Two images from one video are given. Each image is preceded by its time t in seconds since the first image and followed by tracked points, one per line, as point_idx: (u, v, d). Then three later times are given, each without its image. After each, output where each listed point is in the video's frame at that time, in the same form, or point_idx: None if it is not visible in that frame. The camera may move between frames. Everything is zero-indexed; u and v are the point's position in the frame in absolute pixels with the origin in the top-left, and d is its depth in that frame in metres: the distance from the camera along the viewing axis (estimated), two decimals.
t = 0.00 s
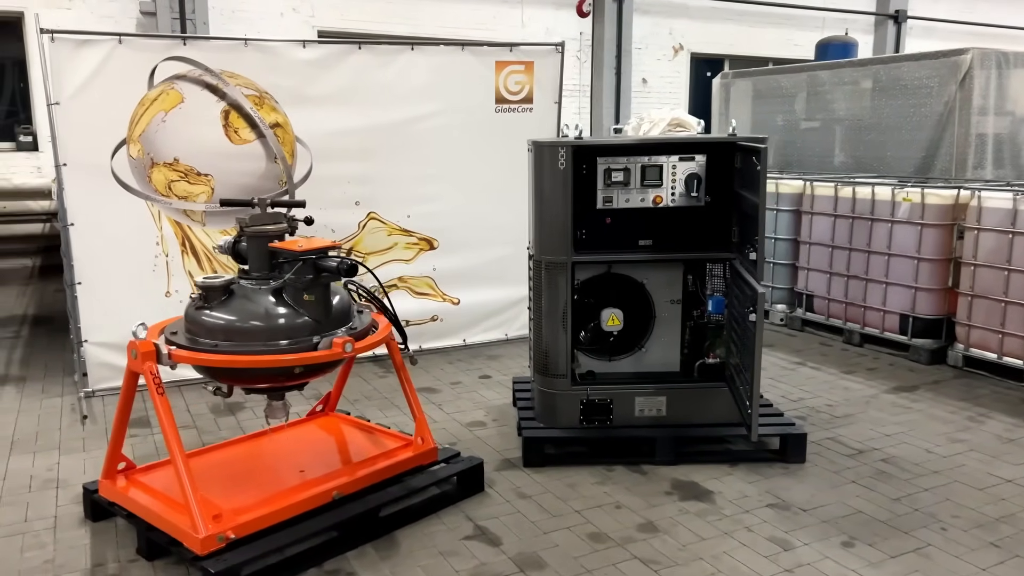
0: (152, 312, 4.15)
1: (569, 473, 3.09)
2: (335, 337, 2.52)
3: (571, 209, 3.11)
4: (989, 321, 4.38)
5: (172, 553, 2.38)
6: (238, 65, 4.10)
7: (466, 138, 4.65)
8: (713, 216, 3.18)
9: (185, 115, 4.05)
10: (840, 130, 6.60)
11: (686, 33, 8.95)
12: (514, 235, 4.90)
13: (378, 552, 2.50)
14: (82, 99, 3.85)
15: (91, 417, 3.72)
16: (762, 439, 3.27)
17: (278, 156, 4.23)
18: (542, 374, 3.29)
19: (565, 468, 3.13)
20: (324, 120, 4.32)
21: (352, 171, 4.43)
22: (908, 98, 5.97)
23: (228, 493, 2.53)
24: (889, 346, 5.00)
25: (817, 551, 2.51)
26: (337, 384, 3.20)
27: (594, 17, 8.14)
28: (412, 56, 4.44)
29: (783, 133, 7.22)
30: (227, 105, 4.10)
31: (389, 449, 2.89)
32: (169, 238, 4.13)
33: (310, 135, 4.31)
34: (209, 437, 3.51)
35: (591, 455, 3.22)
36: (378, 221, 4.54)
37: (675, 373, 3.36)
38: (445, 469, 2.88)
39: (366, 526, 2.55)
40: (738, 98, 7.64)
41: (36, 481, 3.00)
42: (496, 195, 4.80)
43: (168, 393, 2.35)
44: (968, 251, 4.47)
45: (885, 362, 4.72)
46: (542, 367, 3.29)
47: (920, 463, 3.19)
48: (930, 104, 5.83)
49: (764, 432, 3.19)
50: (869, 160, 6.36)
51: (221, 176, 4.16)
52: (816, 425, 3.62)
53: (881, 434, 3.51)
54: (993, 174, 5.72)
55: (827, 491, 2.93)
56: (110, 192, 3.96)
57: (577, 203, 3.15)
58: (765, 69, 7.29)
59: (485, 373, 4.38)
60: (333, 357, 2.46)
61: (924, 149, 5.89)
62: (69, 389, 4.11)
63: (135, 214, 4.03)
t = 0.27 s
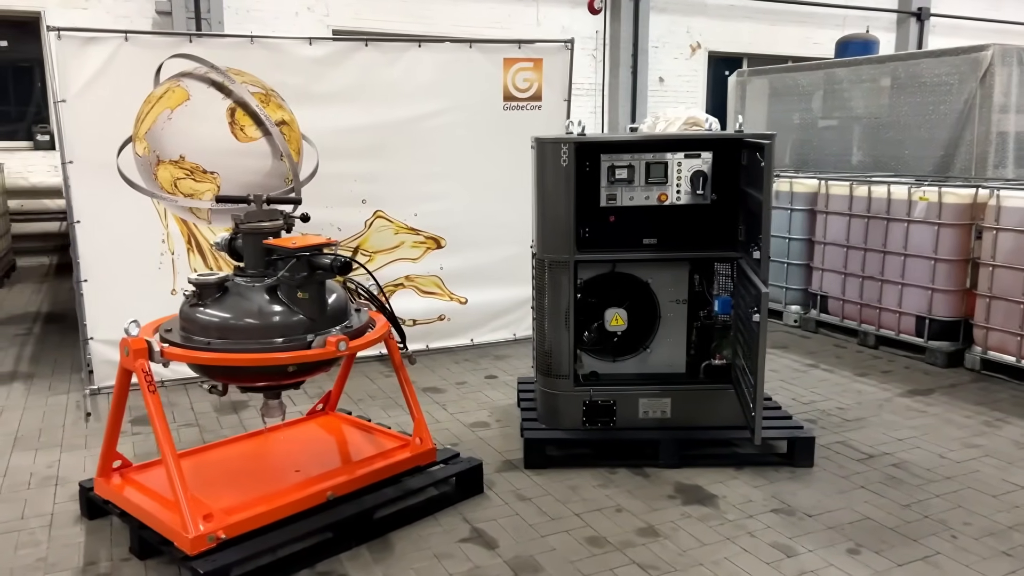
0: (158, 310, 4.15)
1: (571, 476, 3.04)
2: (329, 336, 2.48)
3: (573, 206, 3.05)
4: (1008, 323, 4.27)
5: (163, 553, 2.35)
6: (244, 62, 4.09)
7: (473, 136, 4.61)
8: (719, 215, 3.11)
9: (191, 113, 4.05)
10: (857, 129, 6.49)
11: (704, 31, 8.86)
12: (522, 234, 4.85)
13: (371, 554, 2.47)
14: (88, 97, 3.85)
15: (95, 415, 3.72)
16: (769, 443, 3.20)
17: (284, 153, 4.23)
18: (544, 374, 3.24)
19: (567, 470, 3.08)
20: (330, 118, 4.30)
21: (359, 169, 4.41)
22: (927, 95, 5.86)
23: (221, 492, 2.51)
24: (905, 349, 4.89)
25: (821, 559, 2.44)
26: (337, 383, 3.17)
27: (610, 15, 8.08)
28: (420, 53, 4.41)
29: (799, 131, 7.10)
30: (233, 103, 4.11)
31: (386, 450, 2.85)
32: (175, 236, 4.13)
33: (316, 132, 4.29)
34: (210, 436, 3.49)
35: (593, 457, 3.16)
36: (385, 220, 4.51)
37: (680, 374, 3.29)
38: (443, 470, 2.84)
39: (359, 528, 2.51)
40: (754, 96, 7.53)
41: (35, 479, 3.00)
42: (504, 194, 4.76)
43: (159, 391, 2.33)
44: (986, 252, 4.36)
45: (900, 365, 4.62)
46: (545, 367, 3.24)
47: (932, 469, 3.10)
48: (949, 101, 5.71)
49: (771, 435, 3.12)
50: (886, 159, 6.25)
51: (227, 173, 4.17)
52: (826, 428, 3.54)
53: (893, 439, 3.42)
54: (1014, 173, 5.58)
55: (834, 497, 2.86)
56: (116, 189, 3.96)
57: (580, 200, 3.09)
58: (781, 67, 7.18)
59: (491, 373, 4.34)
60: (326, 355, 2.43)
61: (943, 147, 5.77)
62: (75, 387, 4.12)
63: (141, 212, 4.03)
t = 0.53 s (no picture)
0: (165, 307, 4.17)
1: (572, 478, 3.00)
2: (324, 335, 2.46)
3: (576, 205, 3.01)
4: None
5: (157, 551, 2.35)
6: (252, 61, 4.10)
7: (482, 134, 4.58)
8: (724, 213, 3.06)
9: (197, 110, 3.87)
10: (876, 128, 6.38)
11: (723, 30, 8.78)
12: (531, 233, 4.81)
13: (366, 554, 2.44)
14: (97, 95, 3.89)
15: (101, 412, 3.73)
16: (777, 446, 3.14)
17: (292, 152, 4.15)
18: (547, 375, 3.20)
19: (568, 472, 3.04)
20: (336, 117, 4.29)
21: (366, 167, 4.39)
22: (947, 93, 5.75)
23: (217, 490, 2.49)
24: (921, 351, 4.80)
25: (823, 565, 2.38)
26: (339, 382, 3.15)
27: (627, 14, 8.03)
28: (428, 51, 4.39)
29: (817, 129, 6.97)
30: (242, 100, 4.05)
31: (385, 449, 2.83)
32: (182, 235, 4.16)
33: (324, 131, 4.27)
34: (214, 434, 3.49)
35: (596, 459, 3.12)
36: (393, 218, 4.49)
37: (685, 376, 3.24)
38: (441, 471, 2.81)
39: (354, 528, 2.49)
40: (772, 94, 7.42)
41: (38, 475, 3.01)
42: (513, 193, 4.73)
43: (153, 389, 2.32)
44: (1004, 252, 4.26)
45: (916, 368, 4.53)
46: (547, 368, 3.20)
47: (943, 474, 3.03)
48: (970, 99, 5.60)
49: (778, 439, 3.07)
50: (906, 158, 6.14)
51: (233, 173, 3.95)
52: (836, 432, 3.47)
53: (905, 443, 3.34)
54: None
55: (841, 502, 2.79)
56: (125, 187, 4.00)
57: (582, 199, 3.05)
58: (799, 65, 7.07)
59: (498, 373, 4.31)
60: (320, 354, 2.41)
61: (964, 146, 5.66)
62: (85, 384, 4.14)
63: (149, 210, 4.06)
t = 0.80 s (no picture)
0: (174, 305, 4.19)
1: (573, 480, 2.97)
2: (319, 334, 2.45)
3: (578, 204, 2.98)
4: None
5: (151, 550, 2.35)
6: (261, 60, 4.10)
7: (491, 133, 4.56)
8: (730, 213, 3.02)
9: (208, 110, 4.09)
10: (896, 126, 6.27)
11: (743, 28, 8.70)
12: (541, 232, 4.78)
13: (360, 555, 2.43)
14: (108, 94, 3.91)
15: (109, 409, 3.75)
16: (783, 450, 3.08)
17: (300, 151, 4.22)
18: (550, 376, 3.17)
19: (570, 474, 3.01)
20: (345, 116, 4.28)
21: (374, 166, 4.38)
22: (969, 91, 5.63)
23: (213, 490, 2.49)
24: (938, 354, 4.71)
25: (823, 573, 2.33)
26: (340, 381, 3.15)
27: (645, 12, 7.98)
28: (437, 50, 4.37)
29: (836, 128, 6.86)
30: (250, 100, 4.13)
31: (383, 450, 2.82)
32: (191, 233, 4.17)
33: (333, 130, 4.27)
34: (218, 432, 3.50)
35: (599, 461, 3.08)
36: (401, 218, 4.48)
37: (690, 378, 3.20)
38: (440, 472, 2.79)
39: (349, 529, 2.48)
40: (789, 93, 7.27)
41: (42, 472, 3.04)
42: (523, 192, 4.70)
43: (148, 388, 2.32)
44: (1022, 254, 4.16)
45: (932, 371, 4.44)
46: (550, 369, 3.17)
47: (954, 480, 2.96)
48: (992, 98, 5.48)
49: (784, 443, 3.01)
50: (926, 157, 6.03)
51: (242, 171, 4.19)
52: (845, 436, 3.40)
53: (916, 448, 3.27)
54: None
55: (846, 508, 2.74)
56: (134, 186, 4.02)
57: (585, 198, 3.02)
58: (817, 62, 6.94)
59: (505, 373, 4.28)
60: (315, 353, 2.40)
61: (985, 145, 5.54)
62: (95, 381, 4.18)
63: (159, 208, 4.08)
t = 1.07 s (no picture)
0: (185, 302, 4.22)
1: (575, 481, 2.94)
2: (317, 332, 2.44)
3: (582, 203, 2.96)
4: None
5: (149, 546, 2.36)
6: (272, 59, 4.11)
7: (501, 132, 4.54)
8: (737, 213, 2.98)
9: (219, 109, 4.09)
10: (918, 126, 6.16)
11: (765, 26, 8.61)
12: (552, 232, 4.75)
13: (357, 554, 2.43)
14: (121, 93, 3.95)
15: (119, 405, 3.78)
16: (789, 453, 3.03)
17: (311, 150, 4.22)
18: (553, 376, 3.15)
19: (572, 476, 2.98)
20: (355, 115, 4.29)
21: (383, 165, 4.38)
22: (992, 90, 5.52)
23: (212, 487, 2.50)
24: (956, 358, 4.62)
25: None
26: (343, 379, 3.15)
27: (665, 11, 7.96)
28: (447, 49, 4.36)
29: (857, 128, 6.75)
30: (261, 99, 4.13)
31: (383, 449, 2.81)
32: (203, 231, 4.20)
33: (343, 129, 4.28)
34: (224, 429, 3.52)
35: (602, 463, 3.05)
36: (411, 217, 4.48)
37: (696, 380, 3.16)
38: (440, 472, 2.78)
39: (346, 528, 2.48)
40: (809, 93, 7.18)
41: (49, 466, 3.07)
42: (533, 192, 4.67)
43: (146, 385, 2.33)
44: None
45: (950, 375, 4.35)
46: (554, 369, 3.15)
47: (965, 487, 2.89)
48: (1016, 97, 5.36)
49: (790, 446, 2.97)
50: (947, 158, 5.92)
51: (253, 169, 4.19)
52: (855, 440, 3.34)
53: (928, 454, 3.21)
54: None
55: (852, 514, 2.69)
56: (146, 184, 4.05)
57: (589, 197, 2.99)
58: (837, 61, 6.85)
59: (513, 374, 4.26)
60: (312, 351, 2.39)
61: (1009, 145, 5.42)
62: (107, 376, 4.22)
63: (170, 206, 4.11)
